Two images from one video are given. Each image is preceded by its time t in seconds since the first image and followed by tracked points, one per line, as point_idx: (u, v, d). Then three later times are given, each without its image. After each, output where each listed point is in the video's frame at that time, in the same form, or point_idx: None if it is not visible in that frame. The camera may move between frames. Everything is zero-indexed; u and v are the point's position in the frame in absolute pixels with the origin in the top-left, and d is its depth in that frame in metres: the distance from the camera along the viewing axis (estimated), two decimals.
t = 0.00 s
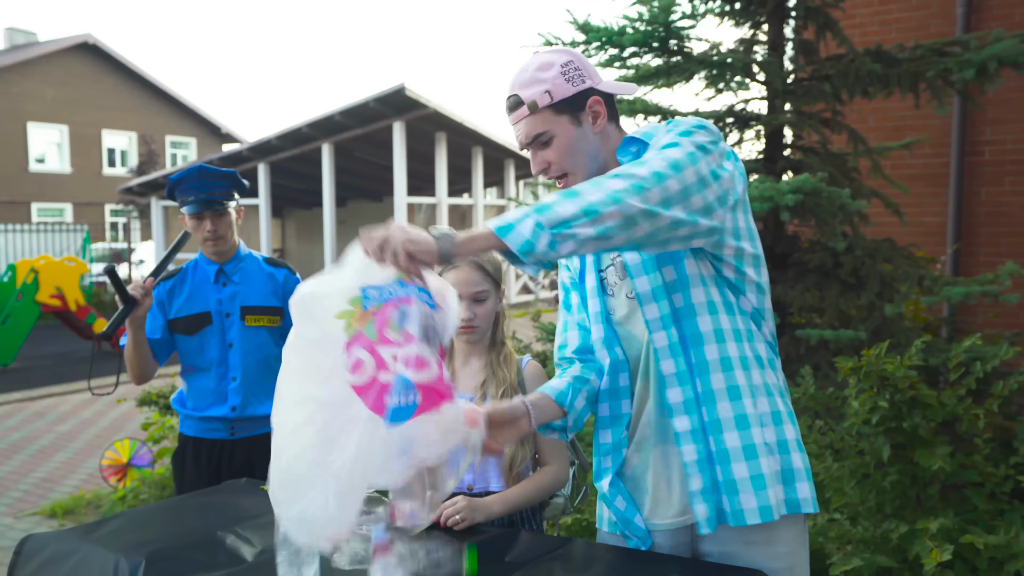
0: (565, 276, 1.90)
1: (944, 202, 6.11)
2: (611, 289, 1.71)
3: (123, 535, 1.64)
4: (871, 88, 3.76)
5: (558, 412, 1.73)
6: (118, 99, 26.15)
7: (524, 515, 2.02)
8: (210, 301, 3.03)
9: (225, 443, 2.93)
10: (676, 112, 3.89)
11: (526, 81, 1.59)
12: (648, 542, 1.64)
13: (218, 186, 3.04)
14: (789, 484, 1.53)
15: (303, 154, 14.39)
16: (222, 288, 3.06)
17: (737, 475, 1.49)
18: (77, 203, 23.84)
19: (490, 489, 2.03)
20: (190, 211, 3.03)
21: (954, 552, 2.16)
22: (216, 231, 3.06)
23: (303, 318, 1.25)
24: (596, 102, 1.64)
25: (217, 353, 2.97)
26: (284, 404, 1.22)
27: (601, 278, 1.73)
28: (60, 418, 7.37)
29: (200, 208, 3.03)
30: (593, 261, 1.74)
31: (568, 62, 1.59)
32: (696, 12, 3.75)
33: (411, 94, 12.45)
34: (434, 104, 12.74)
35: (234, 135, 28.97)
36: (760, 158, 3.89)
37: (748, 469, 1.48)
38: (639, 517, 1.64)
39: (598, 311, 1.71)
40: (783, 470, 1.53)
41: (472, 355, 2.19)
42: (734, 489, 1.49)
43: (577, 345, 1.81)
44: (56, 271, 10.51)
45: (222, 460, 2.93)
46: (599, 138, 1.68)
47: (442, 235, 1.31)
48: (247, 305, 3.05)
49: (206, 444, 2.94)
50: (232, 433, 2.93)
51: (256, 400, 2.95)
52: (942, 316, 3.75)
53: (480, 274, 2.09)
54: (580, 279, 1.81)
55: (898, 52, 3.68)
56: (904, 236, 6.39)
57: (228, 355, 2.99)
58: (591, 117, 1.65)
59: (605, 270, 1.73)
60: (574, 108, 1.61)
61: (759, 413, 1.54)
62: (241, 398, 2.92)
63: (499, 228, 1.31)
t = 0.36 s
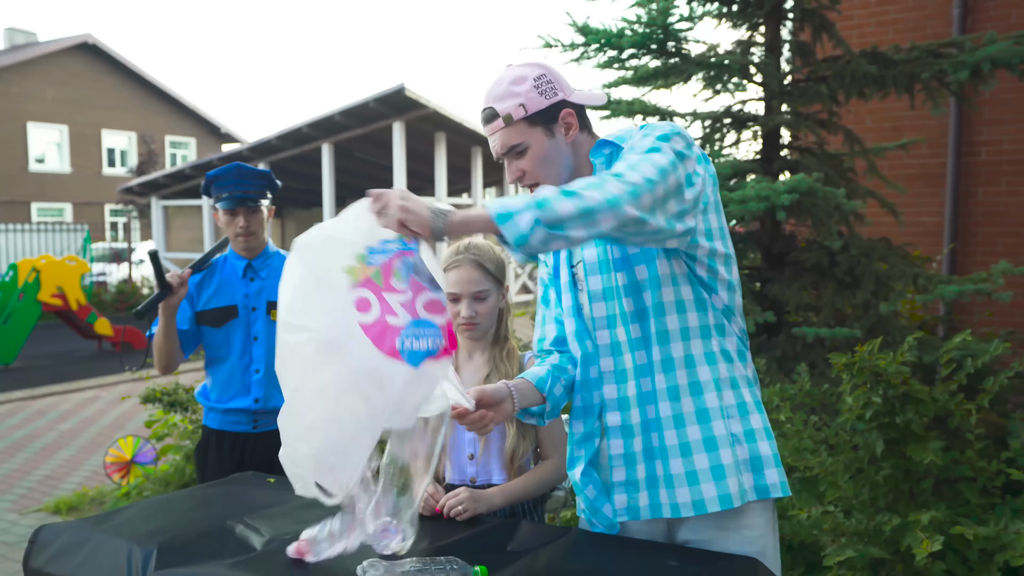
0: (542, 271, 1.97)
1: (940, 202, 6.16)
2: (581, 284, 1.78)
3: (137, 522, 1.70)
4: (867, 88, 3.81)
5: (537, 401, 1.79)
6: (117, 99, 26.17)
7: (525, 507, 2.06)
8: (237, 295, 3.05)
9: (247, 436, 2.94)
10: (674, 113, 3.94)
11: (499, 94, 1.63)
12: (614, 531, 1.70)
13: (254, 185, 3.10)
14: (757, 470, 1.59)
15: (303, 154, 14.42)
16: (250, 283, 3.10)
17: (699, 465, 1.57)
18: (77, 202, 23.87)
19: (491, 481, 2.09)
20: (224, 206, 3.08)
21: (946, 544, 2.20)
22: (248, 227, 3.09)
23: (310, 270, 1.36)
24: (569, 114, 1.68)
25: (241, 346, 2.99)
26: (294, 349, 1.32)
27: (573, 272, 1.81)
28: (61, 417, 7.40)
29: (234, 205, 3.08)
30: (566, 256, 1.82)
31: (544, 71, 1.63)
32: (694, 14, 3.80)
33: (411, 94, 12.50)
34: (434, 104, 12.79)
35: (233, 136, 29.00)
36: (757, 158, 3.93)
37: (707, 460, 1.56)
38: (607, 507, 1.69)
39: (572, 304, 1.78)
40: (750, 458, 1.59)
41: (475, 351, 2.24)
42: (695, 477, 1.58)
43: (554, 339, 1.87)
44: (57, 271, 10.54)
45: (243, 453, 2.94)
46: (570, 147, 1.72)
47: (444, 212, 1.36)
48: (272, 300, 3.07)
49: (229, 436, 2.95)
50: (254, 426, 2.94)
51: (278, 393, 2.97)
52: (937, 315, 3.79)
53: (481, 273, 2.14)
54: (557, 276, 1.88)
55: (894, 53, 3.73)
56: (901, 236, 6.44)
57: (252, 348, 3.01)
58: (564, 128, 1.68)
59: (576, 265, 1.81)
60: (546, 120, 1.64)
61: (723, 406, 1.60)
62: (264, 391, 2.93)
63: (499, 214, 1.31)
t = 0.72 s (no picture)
0: (557, 239, 1.82)
1: (938, 200, 6.21)
2: (597, 273, 1.69)
3: (152, 508, 1.76)
4: (865, 88, 3.86)
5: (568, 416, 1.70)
6: (118, 99, 26.22)
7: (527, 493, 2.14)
8: (265, 288, 3.07)
9: (269, 425, 2.99)
10: (674, 112, 3.99)
11: (531, 65, 1.57)
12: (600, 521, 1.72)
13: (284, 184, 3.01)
14: (759, 471, 1.61)
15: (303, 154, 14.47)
16: (278, 277, 3.09)
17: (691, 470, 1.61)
18: (78, 202, 23.91)
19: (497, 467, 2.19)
20: (254, 204, 3.01)
21: (939, 531, 2.25)
22: (277, 225, 3.05)
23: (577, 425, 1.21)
24: (592, 106, 1.57)
25: (266, 339, 3.03)
26: (493, 458, 1.17)
27: (591, 259, 1.70)
28: (65, 414, 7.45)
29: (263, 203, 3.02)
30: (587, 244, 1.71)
31: (579, 51, 1.52)
32: (693, 14, 3.85)
33: (411, 93, 12.56)
34: (434, 104, 12.85)
35: (234, 135, 29.04)
36: (756, 156, 3.98)
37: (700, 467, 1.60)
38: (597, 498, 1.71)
39: (586, 291, 1.70)
40: (751, 460, 1.61)
41: (483, 343, 2.29)
42: (689, 481, 1.61)
43: (564, 321, 1.80)
44: (60, 270, 10.80)
45: (265, 441, 2.99)
46: (596, 137, 1.60)
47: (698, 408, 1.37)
48: (298, 296, 3.09)
49: (252, 425, 3.00)
50: (277, 415, 2.99)
51: (301, 385, 3.02)
52: (934, 311, 3.84)
53: (488, 265, 2.20)
54: (572, 253, 1.76)
55: (891, 52, 3.78)
56: (899, 234, 6.49)
57: (277, 341, 3.04)
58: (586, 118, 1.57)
59: (595, 252, 1.69)
60: (567, 108, 1.54)
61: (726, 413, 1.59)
62: (287, 383, 2.99)
63: (718, 383, 1.39)
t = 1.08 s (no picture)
0: (586, 233, 2.01)
1: (937, 199, 6.25)
2: (637, 262, 1.86)
3: (166, 496, 1.81)
4: (863, 88, 3.90)
5: (606, 409, 1.86)
6: (118, 99, 26.26)
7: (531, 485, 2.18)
8: (280, 285, 3.10)
9: (280, 418, 3.03)
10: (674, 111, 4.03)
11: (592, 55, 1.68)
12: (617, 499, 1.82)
13: (301, 184, 3.00)
14: (781, 461, 1.71)
15: (305, 153, 14.51)
16: (293, 274, 3.12)
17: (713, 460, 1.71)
18: (78, 202, 23.93)
19: (501, 460, 2.21)
20: (271, 204, 3.03)
21: (934, 523, 2.28)
22: (294, 224, 3.06)
23: (663, 459, 1.49)
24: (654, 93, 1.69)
25: (279, 334, 3.07)
26: (582, 462, 1.51)
27: (631, 249, 1.87)
28: (68, 412, 7.49)
29: (281, 203, 3.03)
30: (626, 234, 1.88)
31: (642, 38, 1.67)
32: (693, 14, 3.89)
33: (413, 93, 12.60)
34: (435, 103, 12.88)
35: (234, 135, 29.07)
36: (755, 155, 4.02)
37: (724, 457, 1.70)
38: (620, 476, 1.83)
39: (623, 280, 1.87)
40: (774, 451, 1.72)
41: (486, 339, 2.32)
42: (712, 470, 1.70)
43: (588, 312, 1.97)
44: (61, 268, 10.75)
45: (275, 434, 3.03)
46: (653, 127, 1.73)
47: (746, 443, 1.60)
48: (313, 293, 3.12)
49: (264, 417, 3.05)
50: (288, 409, 3.03)
51: (312, 380, 3.05)
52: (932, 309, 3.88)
53: (493, 262, 2.23)
54: (608, 247, 1.92)
55: (889, 52, 3.82)
56: (898, 233, 6.52)
57: (290, 337, 3.08)
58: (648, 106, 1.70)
59: (634, 243, 1.87)
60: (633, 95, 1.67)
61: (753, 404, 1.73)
62: (297, 377, 3.02)
63: (761, 412, 1.62)
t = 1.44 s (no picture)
0: (563, 235, 2.04)
1: (935, 200, 6.29)
2: (617, 261, 1.91)
3: (175, 488, 1.86)
4: (859, 89, 3.94)
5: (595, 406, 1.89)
6: (120, 99, 26.30)
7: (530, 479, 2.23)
8: (285, 284, 3.14)
9: (283, 413, 3.08)
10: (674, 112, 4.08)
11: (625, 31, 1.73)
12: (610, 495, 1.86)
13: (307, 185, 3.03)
14: (765, 448, 1.78)
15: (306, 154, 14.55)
16: (298, 274, 3.16)
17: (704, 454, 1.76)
18: (80, 202, 23.98)
19: (501, 455, 2.26)
20: (279, 204, 3.05)
21: (925, 517, 2.33)
22: (300, 225, 3.08)
23: (672, 460, 1.52)
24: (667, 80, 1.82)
25: (284, 333, 3.11)
26: (594, 453, 1.54)
27: (611, 250, 1.91)
28: (72, 411, 7.55)
29: (287, 204, 3.05)
30: (606, 235, 1.91)
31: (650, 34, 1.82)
32: (691, 17, 3.93)
33: (414, 93, 12.65)
34: (436, 104, 12.93)
35: (235, 135, 29.12)
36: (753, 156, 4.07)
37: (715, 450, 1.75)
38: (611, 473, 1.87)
39: (604, 280, 1.92)
40: (760, 440, 1.78)
41: (487, 336, 2.37)
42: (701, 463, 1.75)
43: (568, 312, 1.99)
44: (65, 268, 10.80)
45: (278, 428, 3.08)
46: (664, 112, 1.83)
47: (741, 436, 1.66)
48: (317, 294, 3.16)
49: (267, 413, 3.10)
50: (291, 404, 3.08)
51: (315, 378, 3.10)
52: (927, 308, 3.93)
53: (491, 261, 2.28)
54: (589, 250, 1.96)
55: (885, 54, 3.87)
56: (896, 233, 6.57)
57: (294, 336, 3.12)
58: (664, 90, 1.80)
59: (615, 243, 1.91)
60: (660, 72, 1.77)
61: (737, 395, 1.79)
62: (301, 376, 3.07)
63: (752, 406, 1.67)
